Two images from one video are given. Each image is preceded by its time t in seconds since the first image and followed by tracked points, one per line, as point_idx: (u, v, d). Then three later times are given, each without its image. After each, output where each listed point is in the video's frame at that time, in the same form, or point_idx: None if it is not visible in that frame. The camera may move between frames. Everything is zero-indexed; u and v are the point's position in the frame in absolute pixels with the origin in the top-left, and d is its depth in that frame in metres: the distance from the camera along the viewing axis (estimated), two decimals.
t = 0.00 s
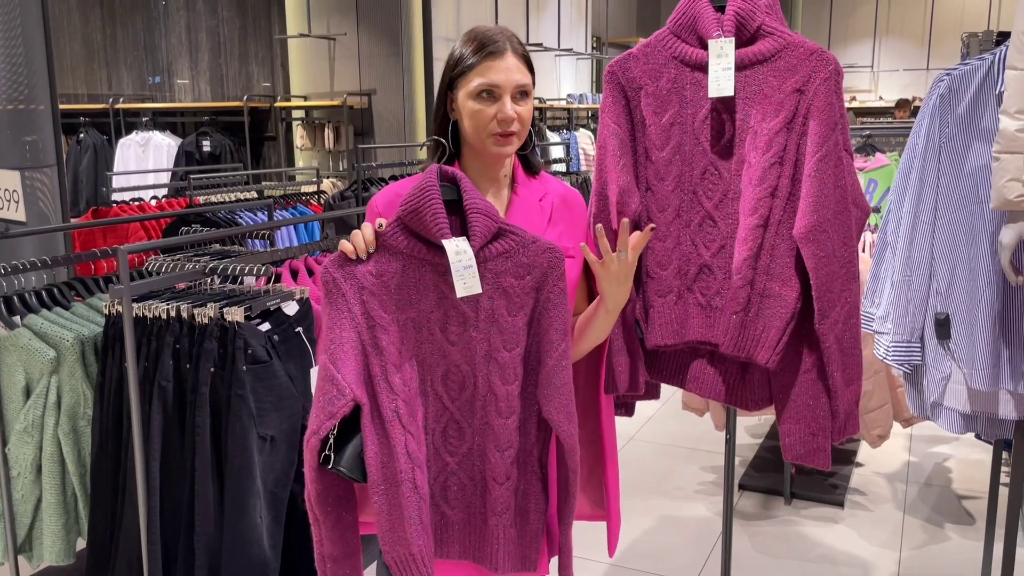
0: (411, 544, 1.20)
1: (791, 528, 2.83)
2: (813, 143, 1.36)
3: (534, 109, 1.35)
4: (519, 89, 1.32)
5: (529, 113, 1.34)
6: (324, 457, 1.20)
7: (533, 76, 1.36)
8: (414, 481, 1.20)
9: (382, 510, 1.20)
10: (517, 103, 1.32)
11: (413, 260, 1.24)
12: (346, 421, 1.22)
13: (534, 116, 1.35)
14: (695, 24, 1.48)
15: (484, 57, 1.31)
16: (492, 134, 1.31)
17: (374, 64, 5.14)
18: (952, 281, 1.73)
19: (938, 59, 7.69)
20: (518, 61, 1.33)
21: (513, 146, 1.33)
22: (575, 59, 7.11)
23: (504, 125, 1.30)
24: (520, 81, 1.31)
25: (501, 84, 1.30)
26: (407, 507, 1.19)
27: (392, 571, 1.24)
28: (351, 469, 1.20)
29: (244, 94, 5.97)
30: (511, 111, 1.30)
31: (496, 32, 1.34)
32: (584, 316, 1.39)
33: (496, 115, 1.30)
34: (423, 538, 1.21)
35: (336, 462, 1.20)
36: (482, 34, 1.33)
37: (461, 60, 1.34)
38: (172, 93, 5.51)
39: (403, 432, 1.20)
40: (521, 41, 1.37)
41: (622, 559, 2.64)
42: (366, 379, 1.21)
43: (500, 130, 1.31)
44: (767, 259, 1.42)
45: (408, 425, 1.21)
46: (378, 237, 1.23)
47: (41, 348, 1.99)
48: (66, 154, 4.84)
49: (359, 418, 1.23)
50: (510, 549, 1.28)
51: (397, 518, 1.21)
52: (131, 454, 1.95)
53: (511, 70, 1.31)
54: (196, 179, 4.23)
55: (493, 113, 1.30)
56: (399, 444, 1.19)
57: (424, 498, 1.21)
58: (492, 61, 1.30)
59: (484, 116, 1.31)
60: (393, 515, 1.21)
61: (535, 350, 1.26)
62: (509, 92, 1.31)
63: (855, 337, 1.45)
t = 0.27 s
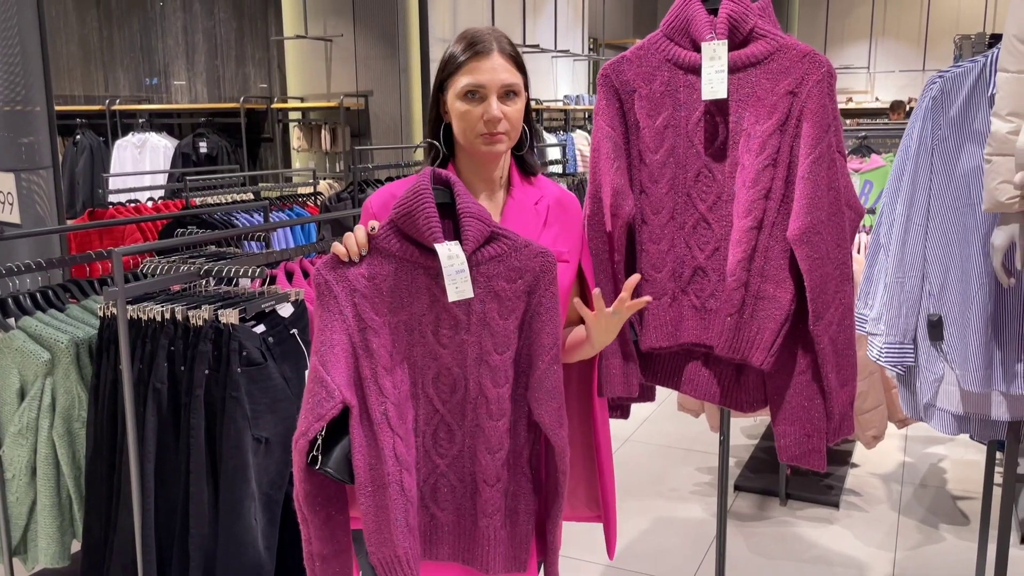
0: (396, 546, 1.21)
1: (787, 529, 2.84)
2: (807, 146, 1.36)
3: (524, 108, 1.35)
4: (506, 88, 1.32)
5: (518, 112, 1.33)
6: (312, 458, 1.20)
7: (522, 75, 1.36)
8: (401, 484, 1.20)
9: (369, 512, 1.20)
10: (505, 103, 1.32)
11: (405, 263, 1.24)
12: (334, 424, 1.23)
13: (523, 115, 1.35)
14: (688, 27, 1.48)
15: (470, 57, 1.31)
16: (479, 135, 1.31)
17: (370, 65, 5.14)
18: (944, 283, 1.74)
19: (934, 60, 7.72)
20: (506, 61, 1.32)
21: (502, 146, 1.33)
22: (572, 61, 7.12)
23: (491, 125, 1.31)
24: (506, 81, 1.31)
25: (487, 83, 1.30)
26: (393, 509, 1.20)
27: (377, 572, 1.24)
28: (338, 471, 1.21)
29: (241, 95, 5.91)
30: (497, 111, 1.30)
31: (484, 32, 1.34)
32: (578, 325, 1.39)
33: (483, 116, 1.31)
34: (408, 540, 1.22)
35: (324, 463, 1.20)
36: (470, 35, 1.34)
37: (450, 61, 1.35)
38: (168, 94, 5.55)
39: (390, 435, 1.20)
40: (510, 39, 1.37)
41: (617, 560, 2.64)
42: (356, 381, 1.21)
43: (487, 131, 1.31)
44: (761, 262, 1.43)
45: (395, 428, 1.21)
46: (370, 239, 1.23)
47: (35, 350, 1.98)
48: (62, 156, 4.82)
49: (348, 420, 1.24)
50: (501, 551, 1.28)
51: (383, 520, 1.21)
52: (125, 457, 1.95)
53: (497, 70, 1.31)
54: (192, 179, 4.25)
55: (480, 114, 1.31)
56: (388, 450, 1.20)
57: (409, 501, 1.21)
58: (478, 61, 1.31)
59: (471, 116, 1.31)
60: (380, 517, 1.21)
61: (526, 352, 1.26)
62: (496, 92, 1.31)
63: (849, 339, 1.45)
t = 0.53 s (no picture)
0: (386, 546, 1.21)
1: (781, 529, 2.84)
2: (799, 146, 1.37)
3: (513, 107, 1.34)
4: (494, 88, 1.32)
5: (507, 112, 1.33)
6: (302, 458, 1.20)
7: (512, 74, 1.35)
8: (393, 484, 1.20)
9: (359, 511, 1.21)
10: (493, 102, 1.32)
11: (398, 262, 1.24)
12: (325, 424, 1.23)
13: (513, 114, 1.34)
14: (681, 28, 1.48)
15: (459, 57, 1.31)
16: (468, 135, 1.31)
17: (366, 66, 5.14)
18: (937, 283, 1.74)
19: (929, 61, 7.74)
20: (495, 60, 1.32)
21: (492, 146, 1.32)
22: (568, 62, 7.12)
23: (479, 125, 1.30)
24: (494, 80, 1.31)
25: (475, 83, 1.30)
26: (385, 509, 1.19)
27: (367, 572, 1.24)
28: (329, 470, 1.20)
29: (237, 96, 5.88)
30: (485, 110, 1.30)
31: (473, 33, 1.34)
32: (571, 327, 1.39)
33: (471, 115, 1.30)
34: (399, 540, 1.21)
35: (315, 462, 1.20)
36: (459, 36, 1.34)
37: (440, 62, 1.35)
38: (163, 95, 5.52)
39: (383, 435, 1.20)
40: (500, 40, 1.37)
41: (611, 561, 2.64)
42: (347, 381, 1.21)
43: (475, 130, 1.31)
44: (754, 263, 1.42)
45: (388, 428, 1.21)
46: (362, 239, 1.23)
47: (28, 352, 1.98)
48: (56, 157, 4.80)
49: (338, 420, 1.24)
50: (490, 552, 1.28)
51: (374, 519, 1.21)
52: (118, 459, 1.95)
53: (484, 70, 1.30)
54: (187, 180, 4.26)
55: (468, 113, 1.31)
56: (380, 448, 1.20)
57: (402, 502, 1.21)
58: (466, 61, 1.31)
59: (459, 116, 1.31)
60: (371, 515, 1.21)
61: (519, 353, 1.26)
62: (484, 91, 1.31)
63: (843, 340, 1.45)
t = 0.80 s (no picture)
0: (386, 547, 1.20)
1: (777, 530, 2.84)
2: (793, 146, 1.36)
3: (506, 108, 1.33)
4: (486, 88, 1.31)
5: (499, 113, 1.32)
6: (298, 459, 1.20)
7: (505, 75, 1.35)
8: (389, 484, 1.20)
9: (357, 512, 1.20)
10: (485, 103, 1.32)
11: (392, 263, 1.24)
12: (320, 424, 1.22)
13: (506, 115, 1.34)
14: (674, 29, 1.48)
15: (451, 58, 1.32)
16: (459, 136, 1.31)
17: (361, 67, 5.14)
18: (930, 283, 1.74)
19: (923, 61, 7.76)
20: (487, 61, 1.32)
21: (483, 147, 1.32)
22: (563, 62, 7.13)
23: (470, 126, 1.30)
24: (486, 81, 1.31)
25: (467, 83, 1.30)
26: (382, 509, 1.19)
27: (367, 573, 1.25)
28: (325, 471, 1.20)
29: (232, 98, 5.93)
30: (476, 111, 1.30)
31: (466, 34, 1.34)
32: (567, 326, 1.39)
33: (462, 116, 1.30)
34: (397, 541, 1.21)
35: (311, 463, 1.19)
36: (453, 37, 1.35)
37: (433, 63, 1.35)
38: (157, 96, 5.48)
39: (378, 435, 1.20)
40: (494, 41, 1.37)
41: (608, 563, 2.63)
42: (341, 381, 1.21)
43: (466, 131, 1.30)
44: (748, 263, 1.43)
45: (383, 428, 1.21)
46: (356, 239, 1.22)
47: (20, 353, 1.97)
48: (50, 157, 4.69)
49: (334, 420, 1.23)
50: (484, 554, 1.28)
51: (371, 519, 1.21)
52: (111, 460, 1.94)
53: (476, 70, 1.30)
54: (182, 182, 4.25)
55: (459, 115, 1.31)
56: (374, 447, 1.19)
57: (398, 501, 1.21)
58: (458, 62, 1.31)
59: (450, 117, 1.31)
60: (368, 516, 1.21)
61: (513, 354, 1.26)
62: (476, 92, 1.31)
63: (838, 340, 1.45)
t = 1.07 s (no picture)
0: (372, 540, 1.20)
1: (771, 530, 2.84)
2: (785, 146, 1.37)
3: (499, 99, 1.33)
4: (478, 77, 1.31)
5: (491, 102, 1.31)
6: (289, 449, 1.19)
7: (498, 67, 1.35)
8: (378, 477, 1.20)
9: (345, 504, 1.20)
10: (477, 92, 1.31)
11: (387, 256, 1.23)
12: (312, 415, 1.22)
13: (498, 106, 1.33)
14: (667, 29, 1.48)
15: (444, 49, 1.33)
16: (450, 124, 1.30)
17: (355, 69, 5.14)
18: (923, 283, 1.75)
19: (918, 63, 7.78)
20: (480, 52, 1.33)
21: (475, 136, 1.31)
22: (559, 64, 7.13)
23: (461, 113, 1.29)
24: (478, 69, 1.30)
25: (458, 72, 1.30)
26: (370, 502, 1.19)
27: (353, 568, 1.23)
28: (316, 462, 1.19)
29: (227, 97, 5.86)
30: (467, 98, 1.29)
31: (461, 29, 1.35)
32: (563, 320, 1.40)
33: (453, 104, 1.30)
34: (384, 534, 1.21)
35: (302, 454, 1.19)
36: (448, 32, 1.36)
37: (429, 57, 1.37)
38: (152, 96, 5.51)
39: (369, 428, 1.19)
40: (489, 36, 1.37)
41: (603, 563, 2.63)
42: (333, 373, 1.20)
43: (458, 119, 1.30)
44: (742, 263, 1.43)
45: (373, 421, 1.20)
46: (352, 230, 1.22)
47: (13, 355, 1.97)
48: (44, 159, 4.74)
49: (325, 412, 1.23)
50: (473, 548, 1.28)
51: (359, 513, 1.20)
52: (105, 461, 1.93)
53: (468, 60, 1.30)
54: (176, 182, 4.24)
55: (451, 103, 1.30)
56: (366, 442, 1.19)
57: (386, 495, 1.21)
58: (450, 52, 1.32)
59: (442, 106, 1.31)
60: (357, 510, 1.20)
61: (506, 350, 1.26)
62: (468, 81, 1.31)
63: (830, 340, 1.45)
